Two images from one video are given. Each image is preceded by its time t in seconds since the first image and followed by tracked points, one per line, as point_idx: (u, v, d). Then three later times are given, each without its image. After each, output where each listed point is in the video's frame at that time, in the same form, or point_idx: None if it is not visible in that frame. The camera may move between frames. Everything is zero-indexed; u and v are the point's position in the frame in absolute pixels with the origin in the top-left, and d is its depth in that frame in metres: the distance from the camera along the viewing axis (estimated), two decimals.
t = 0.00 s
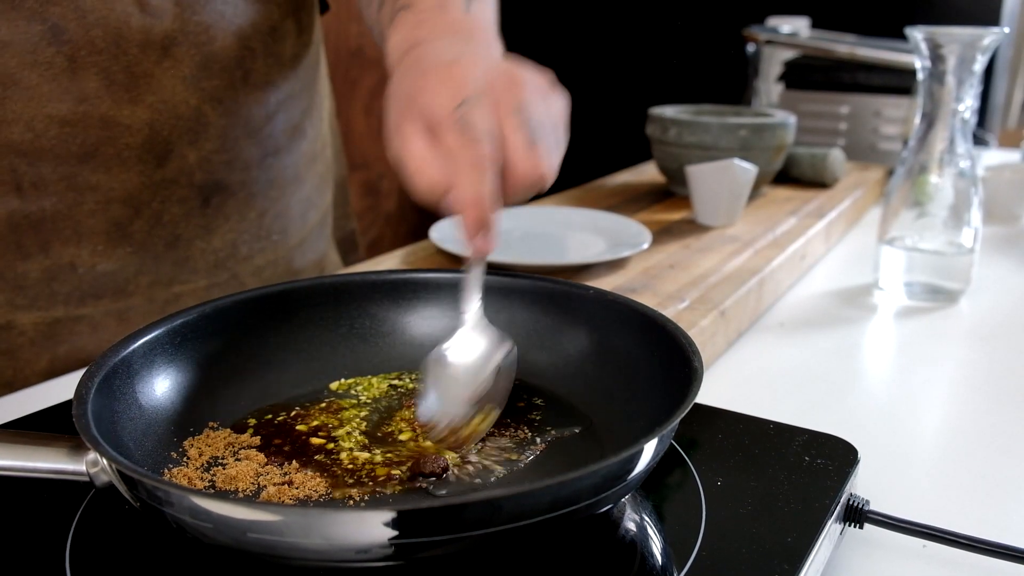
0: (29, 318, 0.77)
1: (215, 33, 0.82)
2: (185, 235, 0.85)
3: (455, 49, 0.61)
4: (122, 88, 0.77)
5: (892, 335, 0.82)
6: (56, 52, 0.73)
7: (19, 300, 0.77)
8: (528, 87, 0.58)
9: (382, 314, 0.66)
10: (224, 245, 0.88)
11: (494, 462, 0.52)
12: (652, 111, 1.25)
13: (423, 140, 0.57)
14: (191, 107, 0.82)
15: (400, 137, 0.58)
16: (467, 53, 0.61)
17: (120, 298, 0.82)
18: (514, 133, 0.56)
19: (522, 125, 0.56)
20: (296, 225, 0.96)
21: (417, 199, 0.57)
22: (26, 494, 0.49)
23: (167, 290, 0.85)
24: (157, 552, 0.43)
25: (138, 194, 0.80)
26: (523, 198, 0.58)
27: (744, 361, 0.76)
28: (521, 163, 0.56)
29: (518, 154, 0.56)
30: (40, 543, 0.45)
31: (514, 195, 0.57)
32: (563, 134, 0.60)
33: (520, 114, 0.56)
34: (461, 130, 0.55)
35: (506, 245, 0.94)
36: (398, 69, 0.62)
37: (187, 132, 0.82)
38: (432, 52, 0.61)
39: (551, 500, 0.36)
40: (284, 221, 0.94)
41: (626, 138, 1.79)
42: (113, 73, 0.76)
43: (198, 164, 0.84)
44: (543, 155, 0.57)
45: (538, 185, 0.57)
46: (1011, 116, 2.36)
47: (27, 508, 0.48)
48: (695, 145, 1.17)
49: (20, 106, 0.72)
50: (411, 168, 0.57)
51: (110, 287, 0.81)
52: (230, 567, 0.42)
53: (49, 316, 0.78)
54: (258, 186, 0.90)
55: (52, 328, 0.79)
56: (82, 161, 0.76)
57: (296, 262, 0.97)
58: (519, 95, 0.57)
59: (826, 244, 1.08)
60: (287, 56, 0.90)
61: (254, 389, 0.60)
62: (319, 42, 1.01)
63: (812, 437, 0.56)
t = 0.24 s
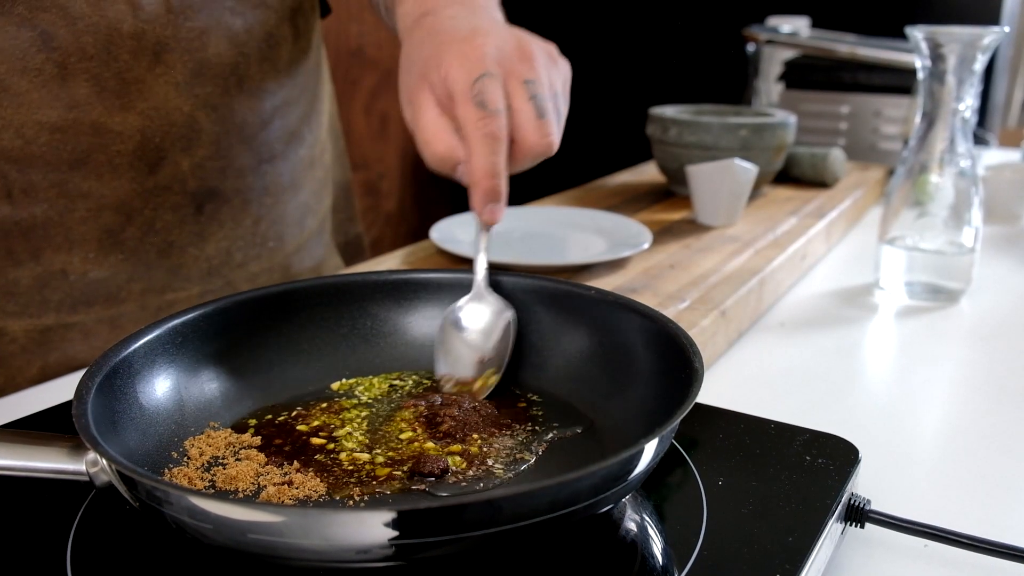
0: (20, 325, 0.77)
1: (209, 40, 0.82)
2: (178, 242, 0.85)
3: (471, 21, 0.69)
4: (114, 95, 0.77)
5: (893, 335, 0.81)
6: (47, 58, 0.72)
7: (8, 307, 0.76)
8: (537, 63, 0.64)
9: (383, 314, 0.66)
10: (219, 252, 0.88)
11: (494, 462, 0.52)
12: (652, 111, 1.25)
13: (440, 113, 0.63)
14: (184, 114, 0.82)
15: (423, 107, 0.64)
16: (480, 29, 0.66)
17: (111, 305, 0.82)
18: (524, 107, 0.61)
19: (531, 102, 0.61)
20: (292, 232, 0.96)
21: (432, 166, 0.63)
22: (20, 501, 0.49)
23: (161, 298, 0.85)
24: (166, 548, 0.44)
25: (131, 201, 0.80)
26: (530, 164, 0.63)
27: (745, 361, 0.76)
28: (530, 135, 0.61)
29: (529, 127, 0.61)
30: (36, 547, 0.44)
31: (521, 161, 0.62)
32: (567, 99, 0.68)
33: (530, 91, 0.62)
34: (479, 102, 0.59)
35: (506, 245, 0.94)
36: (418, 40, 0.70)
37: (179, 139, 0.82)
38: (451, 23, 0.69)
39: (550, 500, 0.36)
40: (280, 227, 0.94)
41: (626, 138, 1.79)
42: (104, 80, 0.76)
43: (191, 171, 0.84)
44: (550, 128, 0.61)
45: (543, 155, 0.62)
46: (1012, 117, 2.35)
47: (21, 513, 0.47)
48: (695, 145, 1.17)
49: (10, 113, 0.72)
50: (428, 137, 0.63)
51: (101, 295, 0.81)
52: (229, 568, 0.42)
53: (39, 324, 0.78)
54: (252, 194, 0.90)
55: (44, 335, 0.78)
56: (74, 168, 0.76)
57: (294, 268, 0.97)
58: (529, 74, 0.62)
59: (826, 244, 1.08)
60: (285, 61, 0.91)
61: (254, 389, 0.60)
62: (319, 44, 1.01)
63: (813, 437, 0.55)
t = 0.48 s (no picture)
0: (23, 324, 0.77)
1: (213, 40, 0.82)
2: (183, 242, 0.85)
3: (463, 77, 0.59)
4: (120, 94, 0.77)
5: (893, 334, 0.81)
6: (56, 57, 0.73)
7: (13, 306, 0.76)
8: (537, 124, 0.53)
9: (383, 313, 0.66)
10: (222, 251, 0.88)
11: (494, 462, 0.52)
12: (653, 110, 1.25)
13: (417, 168, 0.51)
14: (190, 114, 0.82)
15: (392, 160, 0.52)
16: (470, 83, 0.57)
17: (115, 305, 0.82)
18: (511, 170, 0.51)
19: (521, 163, 0.51)
20: (294, 232, 0.96)
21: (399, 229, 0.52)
22: (28, 494, 0.49)
23: (164, 297, 0.85)
24: (157, 552, 0.43)
25: (136, 201, 0.81)
26: (510, 236, 0.52)
27: (745, 361, 0.76)
28: (514, 203, 0.51)
29: (514, 192, 0.51)
30: (40, 543, 0.44)
31: (500, 233, 0.52)
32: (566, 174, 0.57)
33: (521, 150, 0.51)
34: (457, 158, 0.50)
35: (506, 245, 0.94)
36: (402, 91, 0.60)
37: (185, 139, 0.82)
38: (441, 76, 0.59)
39: (550, 499, 0.36)
40: (281, 227, 0.94)
41: (626, 137, 1.79)
42: (110, 79, 0.76)
43: (196, 172, 0.84)
44: (539, 198, 0.51)
45: (530, 226, 0.52)
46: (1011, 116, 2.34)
47: (28, 508, 0.48)
48: (695, 144, 1.17)
49: (18, 111, 0.72)
50: (399, 196, 0.51)
51: (106, 294, 0.81)
52: (228, 567, 0.42)
53: (43, 321, 0.78)
54: (255, 193, 0.90)
55: (47, 334, 0.79)
56: (78, 167, 0.76)
57: (295, 268, 0.97)
58: (524, 132, 0.52)
59: (827, 243, 1.08)
60: (286, 62, 0.90)
61: (254, 389, 0.60)
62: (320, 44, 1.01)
63: (815, 435, 0.56)
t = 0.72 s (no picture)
0: (17, 327, 0.77)
1: (207, 43, 0.82)
2: (176, 246, 0.85)
3: (457, 33, 0.67)
4: (112, 97, 0.77)
5: (894, 333, 0.81)
6: (46, 62, 0.72)
7: (7, 309, 0.76)
8: (519, 71, 0.62)
9: (383, 312, 0.66)
10: (218, 254, 0.88)
11: (494, 459, 0.52)
12: (653, 109, 1.25)
13: (417, 113, 0.61)
14: (182, 117, 0.82)
15: (400, 111, 0.62)
16: (460, 39, 0.65)
17: (109, 308, 0.82)
18: (499, 111, 0.59)
19: (506, 103, 0.59)
20: (292, 234, 0.96)
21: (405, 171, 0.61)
22: (19, 497, 0.49)
23: (159, 300, 0.85)
24: (168, 547, 0.43)
25: (128, 205, 0.80)
26: (500, 171, 0.59)
27: (745, 360, 0.76)
28: (503, 138, 0.58)
29: (502, 129, 0.58)
30: (37, 546, 0.44)
31: (493, 170, 0.60)
32: (554, 116, 0.65)
33: (505, 92, 0.59)
34: (448, 101, 0.58)
35: (507, 244, 0.94)
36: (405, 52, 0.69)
37: (177, 142, 0.82)
38: (436, 34, 0.68)
39: (552, 495, 0.36)
40: (279, 230, 0.94)
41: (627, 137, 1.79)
42: (102, 83, 0.76)
43: (189, 175, 0.84)
44: (524, 133, 0.58)
45: (517, 161, 0.59)
46: (1012, 116, 2.34)
47: (19, 510, 0.47)
48: (695, 144, 1.17)
49: (8, 115, 0.72)
50: (401, 141, 0.61)
51: (100, 297, 0.81)
52: (229, 567, 0.42)
53: (37, 325, 0.78)
54: (252, 195, 0.90)
55: (39, 338, 0.78)
56: (70, 171, 0.76)
57: (294, 270, 0.97)
58: (507, 78, 0.60)
59: (827, 243, 1.08)
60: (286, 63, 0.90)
61: (255, 387, 0.60)
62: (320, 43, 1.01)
63: (815, 434, 0.55)
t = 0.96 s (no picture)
0: (19, 325, 0.77)
1: (211, 43, 0.82)
2: (179, 245, 0.85)
3: (415, 57, 0.64)
4: (116, 96, 0.77)
5: (893, 332, 0.82)
6: (51, 60, 0.73)
7: (8, 307, 0.76)
8: (460, 118, 0.60)
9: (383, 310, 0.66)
10: (219, 254, 0.88)
11: (494, 457, 0.52)
12: (653, 109, 1.25)
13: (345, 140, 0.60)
14: (187, 117, 0.82)
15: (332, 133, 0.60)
16: (412, 66, 0.62)
17: (110, 307, 0.82)
18: (426, 161, 0.59)
19: (435, 158, 0.59)
20: (293, 234, 0.96)
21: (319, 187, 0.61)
22: (25, 493, 0.49)
23: (161, 300, 0.85)
24: (164, 548, 0.43)
25: (132, 203, 0.81)
26: (417, 219, 0.60)
27: (745, 359, 0.76)
28: (423, 190, 0.59)
29: (424, 179, 0.59)
30: (38, 544, 0.44)
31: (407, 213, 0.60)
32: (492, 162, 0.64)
33: (438, 143, 0.59)
34: (375, 143, 0.57)
35: (507, 243, 0.94)
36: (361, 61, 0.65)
37: (181, 141, 0.82)
38: (393, 54, 0.64)
39: (554, 493, 0.36)
40: (280, 230, 0.94)
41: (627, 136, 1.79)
42: (106, 81, 0.76)
43: (192, 174, 0.84)
44: (445, 191, 0.59)
45: (433, 213, 0.59)
46: (1012, 115, 2.34)
47: (26, 506, 0.48)
48: (695, 143, 1.17)
49: (13, 113, 0.72)
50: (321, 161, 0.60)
51: (102, 296, 0.81)
52: (229, 566, 0.42)
53: (39, 324, 0.78)
54: (253, 195, 0.90)
55: (42, 336, 0.79)
56: (75, 169, 0.76)
57: (294, 269, 0.97)
58: (444, 128, 0.59)
59: (827, 242, 1.08)
60: (287, 62, 0.90)
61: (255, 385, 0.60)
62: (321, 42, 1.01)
63: (815, 433, 0.56)
